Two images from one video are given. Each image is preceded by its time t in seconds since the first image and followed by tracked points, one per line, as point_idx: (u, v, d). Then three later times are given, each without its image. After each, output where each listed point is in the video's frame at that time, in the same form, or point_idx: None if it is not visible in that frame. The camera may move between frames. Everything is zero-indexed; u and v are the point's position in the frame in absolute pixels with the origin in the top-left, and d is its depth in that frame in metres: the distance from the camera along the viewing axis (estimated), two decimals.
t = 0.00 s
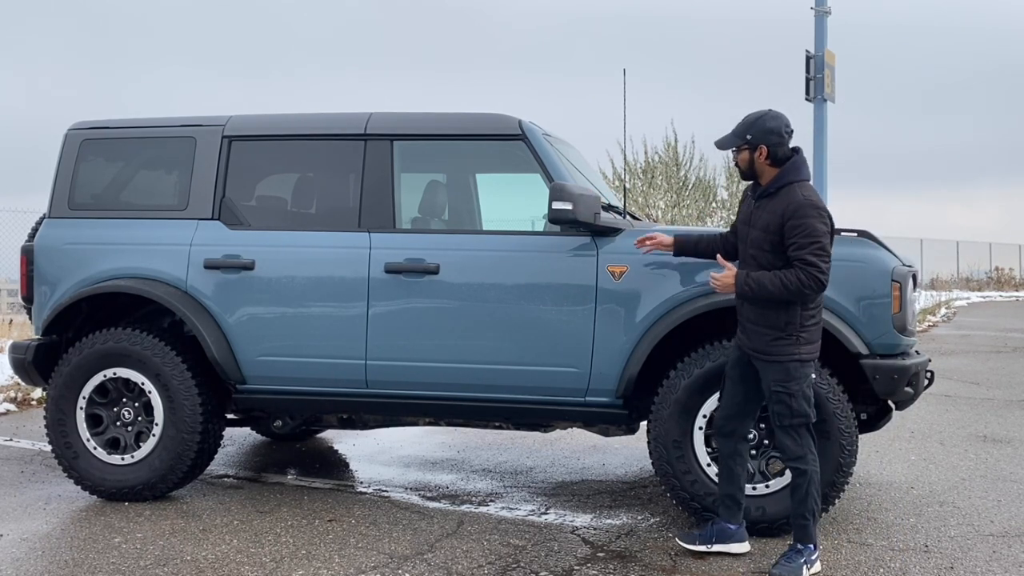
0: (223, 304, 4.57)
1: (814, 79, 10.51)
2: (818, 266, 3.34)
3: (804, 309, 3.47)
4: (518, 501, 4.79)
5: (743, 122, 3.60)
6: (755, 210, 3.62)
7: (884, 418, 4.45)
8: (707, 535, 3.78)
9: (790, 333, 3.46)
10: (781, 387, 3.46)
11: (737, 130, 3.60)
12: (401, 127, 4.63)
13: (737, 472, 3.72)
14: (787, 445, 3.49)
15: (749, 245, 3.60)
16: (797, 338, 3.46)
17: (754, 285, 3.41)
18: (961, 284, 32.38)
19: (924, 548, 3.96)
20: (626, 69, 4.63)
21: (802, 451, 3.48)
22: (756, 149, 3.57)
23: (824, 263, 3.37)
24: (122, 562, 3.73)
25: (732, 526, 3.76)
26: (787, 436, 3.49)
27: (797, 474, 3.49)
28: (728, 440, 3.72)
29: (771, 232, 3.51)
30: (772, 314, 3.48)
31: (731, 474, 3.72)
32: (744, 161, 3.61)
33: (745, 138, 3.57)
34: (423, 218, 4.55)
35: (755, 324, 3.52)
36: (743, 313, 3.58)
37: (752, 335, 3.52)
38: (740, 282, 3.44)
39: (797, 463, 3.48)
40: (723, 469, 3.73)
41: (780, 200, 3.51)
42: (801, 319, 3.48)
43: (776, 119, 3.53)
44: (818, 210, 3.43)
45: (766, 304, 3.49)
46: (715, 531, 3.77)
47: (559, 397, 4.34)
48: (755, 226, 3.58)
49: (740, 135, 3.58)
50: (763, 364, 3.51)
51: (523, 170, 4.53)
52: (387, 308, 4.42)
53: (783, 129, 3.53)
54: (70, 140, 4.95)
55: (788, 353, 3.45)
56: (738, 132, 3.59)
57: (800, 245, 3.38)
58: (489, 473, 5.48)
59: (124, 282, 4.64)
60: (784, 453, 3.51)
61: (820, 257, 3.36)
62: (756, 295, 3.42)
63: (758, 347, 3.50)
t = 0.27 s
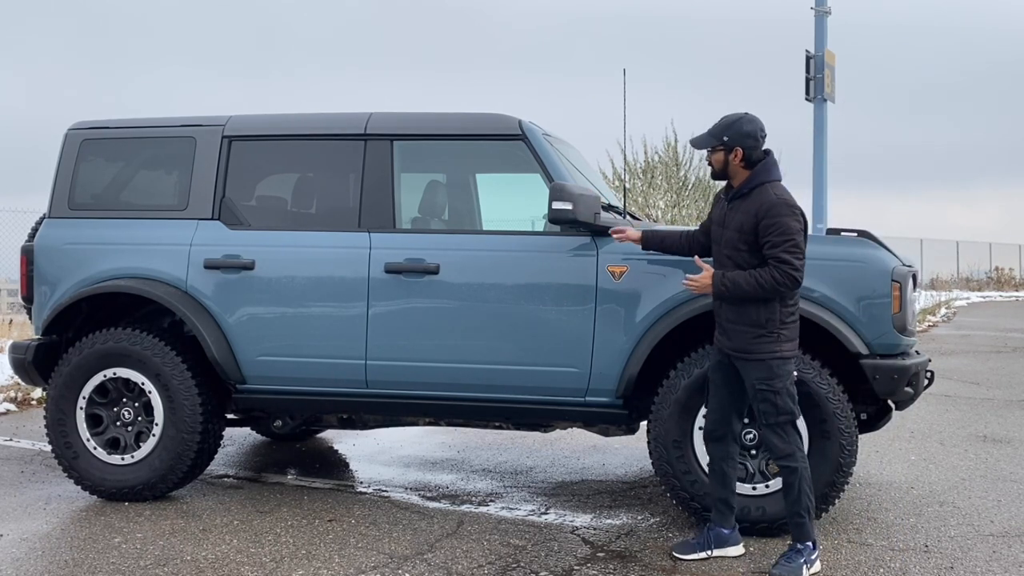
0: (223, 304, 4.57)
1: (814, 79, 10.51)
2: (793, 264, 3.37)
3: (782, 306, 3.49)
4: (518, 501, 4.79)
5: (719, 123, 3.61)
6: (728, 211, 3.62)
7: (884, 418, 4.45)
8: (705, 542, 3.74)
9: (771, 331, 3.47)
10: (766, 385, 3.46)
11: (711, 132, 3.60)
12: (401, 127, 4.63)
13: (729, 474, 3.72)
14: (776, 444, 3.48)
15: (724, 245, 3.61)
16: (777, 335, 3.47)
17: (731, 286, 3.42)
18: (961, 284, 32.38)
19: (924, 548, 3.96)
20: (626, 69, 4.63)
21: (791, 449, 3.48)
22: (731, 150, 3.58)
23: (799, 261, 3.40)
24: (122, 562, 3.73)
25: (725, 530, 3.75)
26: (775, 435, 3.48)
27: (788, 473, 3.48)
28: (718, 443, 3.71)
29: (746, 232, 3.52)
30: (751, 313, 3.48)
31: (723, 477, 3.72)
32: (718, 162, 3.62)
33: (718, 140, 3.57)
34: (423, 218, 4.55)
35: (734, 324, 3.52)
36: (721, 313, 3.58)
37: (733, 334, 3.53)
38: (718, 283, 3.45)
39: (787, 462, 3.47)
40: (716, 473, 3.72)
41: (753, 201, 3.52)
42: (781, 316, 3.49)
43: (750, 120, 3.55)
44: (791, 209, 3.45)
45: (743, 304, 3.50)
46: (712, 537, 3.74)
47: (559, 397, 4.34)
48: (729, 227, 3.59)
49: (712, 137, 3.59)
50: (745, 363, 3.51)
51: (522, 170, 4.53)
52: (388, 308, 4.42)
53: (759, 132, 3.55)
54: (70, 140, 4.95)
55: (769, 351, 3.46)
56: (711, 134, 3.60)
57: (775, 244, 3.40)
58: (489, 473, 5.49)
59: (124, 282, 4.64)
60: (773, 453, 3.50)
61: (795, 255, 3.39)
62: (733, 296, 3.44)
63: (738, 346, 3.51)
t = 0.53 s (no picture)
0: (223, 304, 4.57)
1: (814, 79, 10.51)
2: (773, 265, 3.38)
3: (763, 306, 3.50)
4: (518, 501, 4.79)
5: (699, 126, 3.60)
6: (704, 215, 3.62)
7: (884, 418, 4.45)
8: (705, 542, 3.74)
9: (753, 331, 3.48)
10: (748, 383, 3.47)
11: (688, 137, 3.59)
12: (401, 127, 4.63)
13: (719, 473, 3.73)
14: (761, 442, 3.47)
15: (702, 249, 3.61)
16: (759, 335, 3.49)
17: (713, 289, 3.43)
18: (961, 284, 32.37)
19: (924, 548, 3.96)
20: (626, 69, 4.76)
21: (776, 447, 3.47)
22: (709, 155, 3.57)
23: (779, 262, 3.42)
24: (122, 562, 3.73)
25: (723, 529, 3.75)
26: (759, 433, 3.48)
27: (775, 471, 3.47)
28: (704, 443, 3.73)
29: (725, 234, 3.53)
30: (733, 314, 3.49)
31: (713, 476, 3.73)
32: (695, 166, 3.61)
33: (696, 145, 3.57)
34: (423, 218, 4.55)
35: (717, 326, 3.53)
36: (703, 315, 3.58)
37: (716, 335, 3.53)
38: (701, 286, 3.45)
39: (772, 460, 3.46)
40: (706, 473, 3.73)
41: (730, 204, 3.53)
42: (762, 316, 3.50)
43: (728, 124, 3.55)
44: (768, 211, 3.46)
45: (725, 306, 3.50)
46: (710, 536, 3.74)
47: (559, 397, 4.34)
48: (707, 230, 3.59)
49: (689, 142, 3.58)
50: (728, 363, 3.51)
51: (523, 170, 4.53)
52: (387, 308, 4.42)
53: (738, 139, 3.56)
54: (70, 140, 4.95)
55: (753, 351, 3.47)
56: (688, 138, 3.59)
57: (755, 247, 3.41)
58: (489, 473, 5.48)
59: (124, 282, 4.64)
60: (759, 451, 3.50)
61: (775, 257, 3.40)
62: (716, 299, 3.44)
63: (722, 348, 3.51)
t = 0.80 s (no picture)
0: (223, 304, 4.57)
1: (814, 79, 10.51)
2: (759, 266, 3.38)
3: (753, 306, 3.49)
4: (518, 501, 4.79)
5: (690, 127, 3.61)
6: (694, 216, 3.63)
7: (884, 418, 4.45)
8: (705, 542, 3.74)
9: (743, 331, 3.47)
10: (739, 383, 3.47)
11: (679, 138, 3.60)
12: (401, 127, 4.63)
13: (717, 473, 3.72)
14: (752, 442, 3.47)
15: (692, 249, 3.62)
16: (749, 335, 3.48)
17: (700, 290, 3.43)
18: (961, 284, 32.37)
19: (924, 548, 3.96)
20: (625, 69, 4.75)
21: (767, 447, 3.47)
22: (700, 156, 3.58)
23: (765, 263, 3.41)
24: (122, 562, 3.73)
25: (723, 529, 3.75)
26: (749, 433, 3.48)
27: (766, 471, 3.48)
28: (703, 443, 3.74)
29: (714, 235, 3.53)
30: (722, 315, 3.49)
31: (712, 476, 3.72)
32: (686, 166, 3.61)
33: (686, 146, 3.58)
34: (423, 218, 4.55)
35: (707, 326, 3.53)
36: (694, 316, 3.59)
37: (706, 335, 3.53)
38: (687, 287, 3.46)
39: (763, 459, 3.46)
40: (706, 473, 3.72)
41: (718, 205, 3.53)
42: (752, 317, 3.49)
43: (719, 126, 3.56)
44: (756, 211, 3.45)
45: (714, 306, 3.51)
46: (710, 536, 3.74)
47: (559, 397, 4.34)
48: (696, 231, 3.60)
49: (679, 143, 3.59)
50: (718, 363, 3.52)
51: (522, 170, 4.53)
52: (387, 308, 4.42)
53: (729, 141, 3.56)
54: (70, 140, 4.95)
55: (743, 351, 3.47)
56: (678, 139, 3.60)
57: (741, 248, 3.41)
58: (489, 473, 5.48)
59: (124, 282, 4.64)
60: (749, 451, 3.50)
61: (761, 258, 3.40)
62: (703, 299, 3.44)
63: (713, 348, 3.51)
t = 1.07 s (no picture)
0: (223, 304, 4.57)
1: (814, 79, 10.51)
2: (762, 268, 3.37)
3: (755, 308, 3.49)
4: (518, 501, 4.79)
5: (702, 126, 3.60)
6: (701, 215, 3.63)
7: (884, 418, 4.45)
8: (705, 542, 3.74)
9: (744, 332, 3.47)
10: (742, 385, 3.47)
11: (690, 136, 3.60)
12: (401, 127, 4.63)
13: (717, 473, 3.73)
14: (758, 442, 3.47)
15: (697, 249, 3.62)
16: (751, 336, 3.48)
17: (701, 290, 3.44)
18: (961, 284, 32.37)
19: (924, 548, 3.96)
20: (626, 70, 5.04)
21: (773, 446, 3.47)
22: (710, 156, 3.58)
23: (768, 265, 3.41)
24: (122, 562, 3.73)
25: (723, 529, 3.75)
26: (755, 433, 3.48)
27: (772, 471, 3.47)
28: (703, 443, 3.74)
29: (718, 236, 3.53)
30: (724, 315, 3.49)
31: (712, 476, 3.73)
32: (696, 165, 3.62)
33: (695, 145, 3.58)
34: (423, 218, 4.55)
35: (709, 326, 3.54)
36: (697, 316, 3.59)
37: (708, 335, 3.54)
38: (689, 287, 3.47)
39: (769, 459, 3.46)
40: (705, 474, 3.73)
41: (724, 205, 3.53)
42: (755, 318, 3.49)
43: (730, 126, 3.55)
44: (761, 214, 3.44)
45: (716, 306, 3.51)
46: (710, 537, 3.74)
47: (559, 397, 4.34)
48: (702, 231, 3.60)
49: (690, 141, 3.59)
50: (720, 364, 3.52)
51: (523, 170, 4.53)
52: (387, 308, 4.42)
53: (740, 141, 3.56)
54: (69, 140, 4.95)
55: (744, 352, 3.47)
56: (689, 137, 3.60)
57: (744, 250, 3.41)
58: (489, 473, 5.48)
59: (124, 282, 4.64)
60: (756, 452, 3.49)
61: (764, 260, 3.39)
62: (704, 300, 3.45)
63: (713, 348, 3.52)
